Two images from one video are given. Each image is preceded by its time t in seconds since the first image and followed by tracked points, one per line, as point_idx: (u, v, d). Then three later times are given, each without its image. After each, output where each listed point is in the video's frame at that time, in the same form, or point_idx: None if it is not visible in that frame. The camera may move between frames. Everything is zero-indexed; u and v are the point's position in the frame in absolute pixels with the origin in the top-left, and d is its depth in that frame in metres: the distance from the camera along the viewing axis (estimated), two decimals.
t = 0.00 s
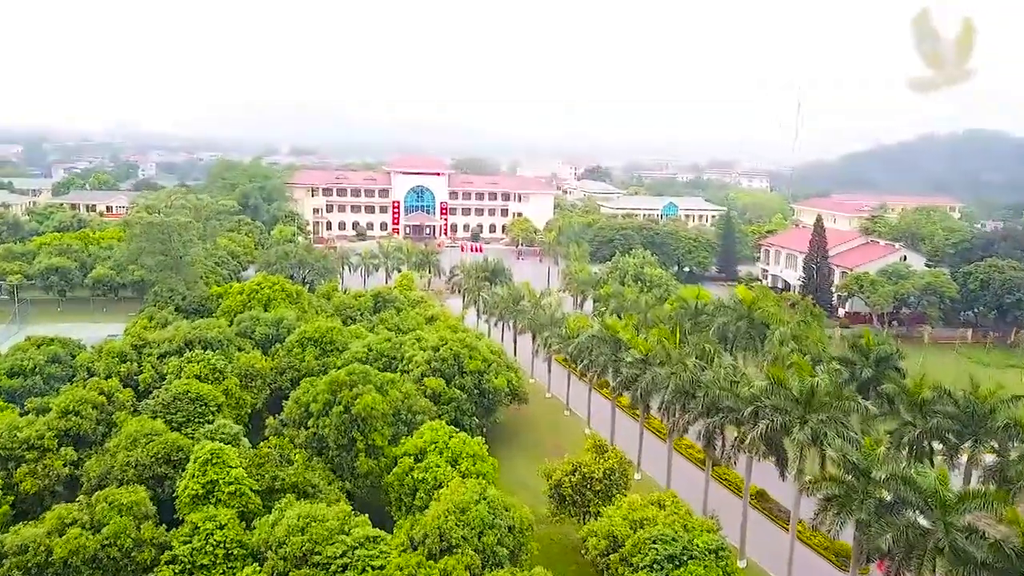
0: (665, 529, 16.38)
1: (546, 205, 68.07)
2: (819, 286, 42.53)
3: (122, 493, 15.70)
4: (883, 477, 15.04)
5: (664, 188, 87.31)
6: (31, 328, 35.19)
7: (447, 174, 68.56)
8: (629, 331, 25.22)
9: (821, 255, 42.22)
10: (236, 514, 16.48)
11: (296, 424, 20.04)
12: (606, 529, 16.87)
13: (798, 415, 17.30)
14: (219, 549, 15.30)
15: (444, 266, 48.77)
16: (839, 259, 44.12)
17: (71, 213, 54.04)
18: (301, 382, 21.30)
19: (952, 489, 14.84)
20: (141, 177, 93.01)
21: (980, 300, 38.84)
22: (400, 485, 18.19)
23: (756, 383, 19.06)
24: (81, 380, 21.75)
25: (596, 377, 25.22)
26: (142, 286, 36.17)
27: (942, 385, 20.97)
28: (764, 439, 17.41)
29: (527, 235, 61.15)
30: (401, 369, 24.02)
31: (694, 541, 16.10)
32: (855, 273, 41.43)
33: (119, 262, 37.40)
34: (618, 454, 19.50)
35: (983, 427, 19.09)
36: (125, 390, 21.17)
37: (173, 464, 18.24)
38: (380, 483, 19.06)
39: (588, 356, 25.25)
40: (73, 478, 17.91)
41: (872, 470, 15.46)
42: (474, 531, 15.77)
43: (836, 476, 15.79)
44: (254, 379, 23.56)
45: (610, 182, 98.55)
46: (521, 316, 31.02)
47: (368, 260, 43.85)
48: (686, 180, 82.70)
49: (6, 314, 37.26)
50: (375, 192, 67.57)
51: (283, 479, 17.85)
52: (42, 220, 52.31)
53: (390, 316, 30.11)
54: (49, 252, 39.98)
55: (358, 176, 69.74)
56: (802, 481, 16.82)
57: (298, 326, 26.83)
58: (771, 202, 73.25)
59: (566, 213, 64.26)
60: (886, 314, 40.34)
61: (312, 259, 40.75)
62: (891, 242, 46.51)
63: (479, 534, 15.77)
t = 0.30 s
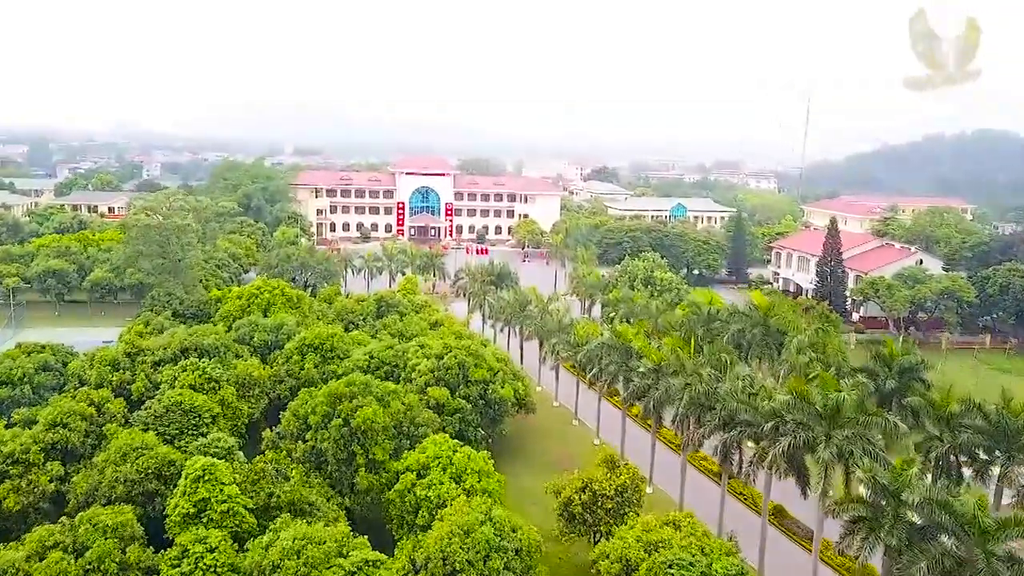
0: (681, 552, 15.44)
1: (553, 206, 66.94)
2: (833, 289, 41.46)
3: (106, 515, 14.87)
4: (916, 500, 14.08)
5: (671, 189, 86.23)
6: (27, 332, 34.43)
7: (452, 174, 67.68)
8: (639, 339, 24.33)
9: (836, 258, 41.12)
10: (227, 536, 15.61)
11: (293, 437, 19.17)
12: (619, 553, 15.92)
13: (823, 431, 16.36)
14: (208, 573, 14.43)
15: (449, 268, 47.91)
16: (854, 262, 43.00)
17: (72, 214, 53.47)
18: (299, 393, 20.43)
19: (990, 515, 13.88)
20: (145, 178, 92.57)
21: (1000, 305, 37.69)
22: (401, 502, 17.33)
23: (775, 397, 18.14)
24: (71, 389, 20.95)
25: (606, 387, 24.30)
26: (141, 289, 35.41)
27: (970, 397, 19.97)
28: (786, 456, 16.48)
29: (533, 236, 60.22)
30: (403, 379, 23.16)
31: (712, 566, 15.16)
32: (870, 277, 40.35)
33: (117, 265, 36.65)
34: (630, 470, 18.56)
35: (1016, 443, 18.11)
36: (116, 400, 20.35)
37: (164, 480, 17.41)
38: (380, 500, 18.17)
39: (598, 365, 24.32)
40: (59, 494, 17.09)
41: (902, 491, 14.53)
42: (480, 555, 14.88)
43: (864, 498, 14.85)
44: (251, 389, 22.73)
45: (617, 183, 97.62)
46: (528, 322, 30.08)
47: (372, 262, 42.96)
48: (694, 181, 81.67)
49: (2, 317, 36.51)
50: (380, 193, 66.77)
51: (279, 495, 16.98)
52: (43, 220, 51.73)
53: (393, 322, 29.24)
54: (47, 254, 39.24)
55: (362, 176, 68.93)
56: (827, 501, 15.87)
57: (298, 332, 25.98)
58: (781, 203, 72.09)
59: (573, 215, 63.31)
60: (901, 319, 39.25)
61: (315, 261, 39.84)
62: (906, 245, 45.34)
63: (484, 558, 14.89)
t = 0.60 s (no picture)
0: None
1: (559, 207, 66.29)
2: (848, 294, 40.41)
3: (89, 539, 14.04)
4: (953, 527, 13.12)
5: (679, 190, 84.99)
6: (22, 338, 33.67)
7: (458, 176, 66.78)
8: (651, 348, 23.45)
9: (851, 261, 40.03)
10: (218, 559, 14.75)
11: (290, 452, 18.24)
12: None
13: (849, 450, 15.40)
14: None
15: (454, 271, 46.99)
16: (868, 265, 41.93)
17: (72, 216, 52.78)
18: (297, 405, 19.56)
19: None
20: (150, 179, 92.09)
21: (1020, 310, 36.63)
22: (403, 522, 16.45)
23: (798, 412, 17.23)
24: (61, 400, 20.15)
25: (616, 397, 23.40)
26: (138, 293, 34.60)
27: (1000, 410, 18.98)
28: (810, 475, 15.53)
29: (540, 239, 59.32)
30: (405, 389, 22.28)
31: None
32: (886, 281, 39.29)
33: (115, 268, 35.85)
34: (643, 487, 17.63)
35: None
36: (106, 411, 19.53)
37: (154, 498, 16.57)
38: (381, 518, 17.29)
39: (608, 373, 23.39)
40: (43, 512, 16.27)
41: (938, 517, 13.57)
42: None
43: (896, 523, 13.90)
44: (248, 400, 21.90)
45: (623, 184, 96.64)
46: (535, 327, 29.14)
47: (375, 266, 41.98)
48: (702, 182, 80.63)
49: None
50: (385, 195, 65.93)
51: (273, 515, 16.12)
52: (43, 222, 51.08)
53: (396, 328, 28.35)
54: (44, 257, 38.49)
55: (366, 178, 68.09)
56: (854, 525, 14.92)
57: (298, 339, 25.14)
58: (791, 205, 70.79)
59: (580, 217, 62.34)
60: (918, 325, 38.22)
61: (317, 265, 39.02)
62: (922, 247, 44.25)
63: None
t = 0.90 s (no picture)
0: None
1: (566, 208, 65.62)
2: (863, 298, 39.28)
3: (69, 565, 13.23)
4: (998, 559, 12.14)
5: (687, 191, 83.90)
6: (17, 343, 32.92)
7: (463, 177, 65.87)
8: (664, 357, 22.55)
9: (866, 265, 38.94)
10: None
11: (285, 468, 17.35)
12: None
13: (880, 471, 14.45)
14: None
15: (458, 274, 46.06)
16: (883, 269, 40.84)
17: (73, 217, 52.09)
18: (294, 417, 18.68)
19: None
20: (155, 179, 91.46)
21: None
22: (405, 543, 15.57)
23: (822, 429, 16.32)
24: (49, 412, 19.35)
25: (627, 409, 22.49)
26: (136, 298, 33.80)
27: None
28: (837, 497, 14.57)
29: (546, 241, 58.40)
30: (408, 401, 21.38)
31: None
32: (902, 285, 38.20)
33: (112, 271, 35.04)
34: (657, 507, 16.70)
35: None
36: (95, 424, 18.71)
37: (141, 517, 15.73)
38: (381, 539, 16.42)
39: (618, 384, 22.48)
40: (26, 533, 15.49)
41: (980, 546, 12.61)
42: None
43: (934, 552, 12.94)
44: (243, 411, 21.07)
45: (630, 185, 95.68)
46: (542, 334, 28.23)
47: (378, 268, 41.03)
48: (709, 183, 79.64)
49: None
50: (389, 196, 65.07)
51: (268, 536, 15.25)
52: (44, 224, 50.43)
53: (399, 334, 27.48)
54: (41, 259, 37.74)
55: (370, 179, 67.26)
56: (886, 552, 13.95)
57: (297, 346, 24.28)
58: (801, 206, 69.60)
59: (586, 219, 61.40)
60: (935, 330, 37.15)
61: (318, 268, 38.16)
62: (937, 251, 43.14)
63: None
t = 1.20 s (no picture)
0: None
1: (573, 209, 64.69)
2: (878, 302, 38.24)
3: None
4: None
5: (694, 193, 82.94)
6: (11, 348, 32.11)
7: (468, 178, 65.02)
8: (677, 367, 21.65)
9: (882, 268, 37.92)
10: None
11: (281, 485, 16.48)
12: None
13: (913, 495, 13.52)
14: None
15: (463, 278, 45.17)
16: (899, 273, 39.82)
17: (73, 218, 51.36)
18: (290, 431, 17.82)
19: None
20: (159, 180, 90.90)
21: None
22: (406, 567, 14.70)
23: (849, 448, 15.38)
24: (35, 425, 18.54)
25: (638, 421, 21.60)
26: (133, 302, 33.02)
27: None
28: (867, 522, 13.64)
29: (552, 243, 57.52)
30: (411, 413, 20.52)
31: None
32: (919, 290, 37.18)
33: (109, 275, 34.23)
34: (673, 529, 15.75)
35: None
36: (83, 437, 17.90)
37: (127, 539, 14.90)
38: (381, 561, 15.61)
39: (629, 394, 21.59)
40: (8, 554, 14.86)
41: None
42: None
43: None
44: (239, 424, 20.25)
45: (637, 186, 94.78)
46: (549, 341, 27.35)
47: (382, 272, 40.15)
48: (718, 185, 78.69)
49: None
50: (393, 197, 64.23)
51: (260, 560, 14.40)
52: (43, 225, 49.81)
53: (402, 341, 26.64)
54: (38, 262, 36.99)
55: (374, 180, 66.45)
56: None
57: (296, 354, 23.45)
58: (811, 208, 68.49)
59: (593, 220, 60.48)
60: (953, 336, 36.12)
61: (320, 271, 37.27)
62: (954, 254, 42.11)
63: None
